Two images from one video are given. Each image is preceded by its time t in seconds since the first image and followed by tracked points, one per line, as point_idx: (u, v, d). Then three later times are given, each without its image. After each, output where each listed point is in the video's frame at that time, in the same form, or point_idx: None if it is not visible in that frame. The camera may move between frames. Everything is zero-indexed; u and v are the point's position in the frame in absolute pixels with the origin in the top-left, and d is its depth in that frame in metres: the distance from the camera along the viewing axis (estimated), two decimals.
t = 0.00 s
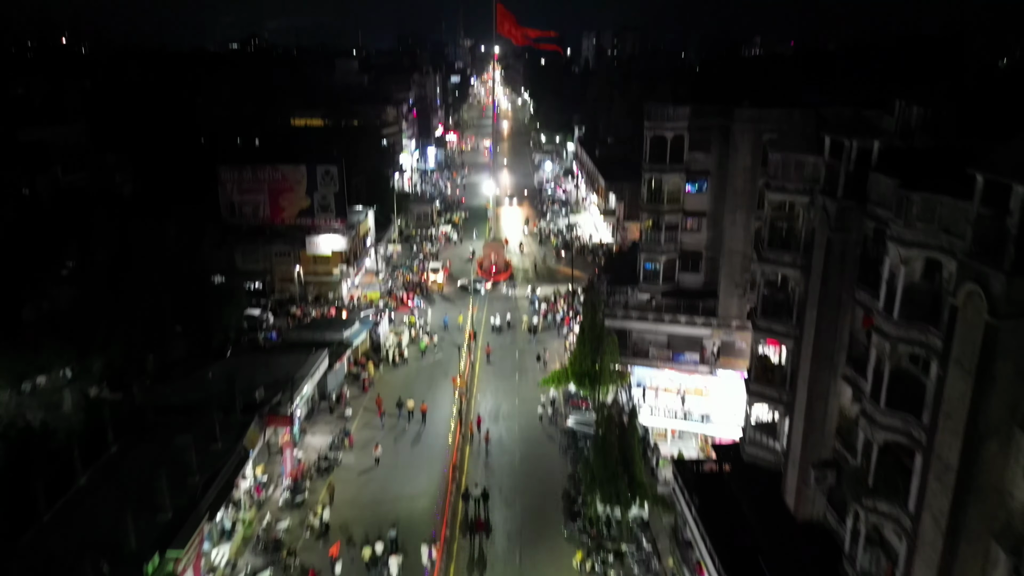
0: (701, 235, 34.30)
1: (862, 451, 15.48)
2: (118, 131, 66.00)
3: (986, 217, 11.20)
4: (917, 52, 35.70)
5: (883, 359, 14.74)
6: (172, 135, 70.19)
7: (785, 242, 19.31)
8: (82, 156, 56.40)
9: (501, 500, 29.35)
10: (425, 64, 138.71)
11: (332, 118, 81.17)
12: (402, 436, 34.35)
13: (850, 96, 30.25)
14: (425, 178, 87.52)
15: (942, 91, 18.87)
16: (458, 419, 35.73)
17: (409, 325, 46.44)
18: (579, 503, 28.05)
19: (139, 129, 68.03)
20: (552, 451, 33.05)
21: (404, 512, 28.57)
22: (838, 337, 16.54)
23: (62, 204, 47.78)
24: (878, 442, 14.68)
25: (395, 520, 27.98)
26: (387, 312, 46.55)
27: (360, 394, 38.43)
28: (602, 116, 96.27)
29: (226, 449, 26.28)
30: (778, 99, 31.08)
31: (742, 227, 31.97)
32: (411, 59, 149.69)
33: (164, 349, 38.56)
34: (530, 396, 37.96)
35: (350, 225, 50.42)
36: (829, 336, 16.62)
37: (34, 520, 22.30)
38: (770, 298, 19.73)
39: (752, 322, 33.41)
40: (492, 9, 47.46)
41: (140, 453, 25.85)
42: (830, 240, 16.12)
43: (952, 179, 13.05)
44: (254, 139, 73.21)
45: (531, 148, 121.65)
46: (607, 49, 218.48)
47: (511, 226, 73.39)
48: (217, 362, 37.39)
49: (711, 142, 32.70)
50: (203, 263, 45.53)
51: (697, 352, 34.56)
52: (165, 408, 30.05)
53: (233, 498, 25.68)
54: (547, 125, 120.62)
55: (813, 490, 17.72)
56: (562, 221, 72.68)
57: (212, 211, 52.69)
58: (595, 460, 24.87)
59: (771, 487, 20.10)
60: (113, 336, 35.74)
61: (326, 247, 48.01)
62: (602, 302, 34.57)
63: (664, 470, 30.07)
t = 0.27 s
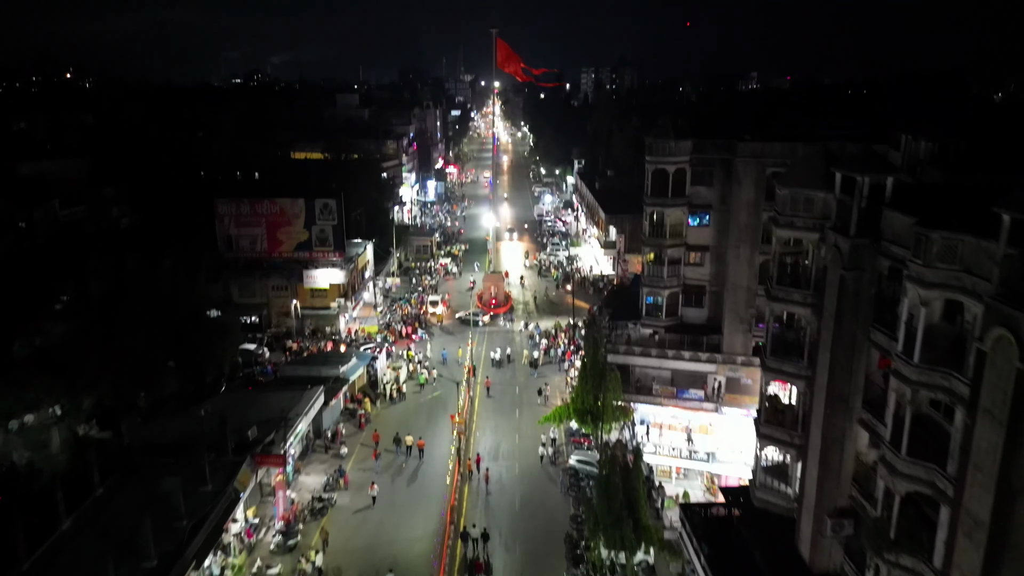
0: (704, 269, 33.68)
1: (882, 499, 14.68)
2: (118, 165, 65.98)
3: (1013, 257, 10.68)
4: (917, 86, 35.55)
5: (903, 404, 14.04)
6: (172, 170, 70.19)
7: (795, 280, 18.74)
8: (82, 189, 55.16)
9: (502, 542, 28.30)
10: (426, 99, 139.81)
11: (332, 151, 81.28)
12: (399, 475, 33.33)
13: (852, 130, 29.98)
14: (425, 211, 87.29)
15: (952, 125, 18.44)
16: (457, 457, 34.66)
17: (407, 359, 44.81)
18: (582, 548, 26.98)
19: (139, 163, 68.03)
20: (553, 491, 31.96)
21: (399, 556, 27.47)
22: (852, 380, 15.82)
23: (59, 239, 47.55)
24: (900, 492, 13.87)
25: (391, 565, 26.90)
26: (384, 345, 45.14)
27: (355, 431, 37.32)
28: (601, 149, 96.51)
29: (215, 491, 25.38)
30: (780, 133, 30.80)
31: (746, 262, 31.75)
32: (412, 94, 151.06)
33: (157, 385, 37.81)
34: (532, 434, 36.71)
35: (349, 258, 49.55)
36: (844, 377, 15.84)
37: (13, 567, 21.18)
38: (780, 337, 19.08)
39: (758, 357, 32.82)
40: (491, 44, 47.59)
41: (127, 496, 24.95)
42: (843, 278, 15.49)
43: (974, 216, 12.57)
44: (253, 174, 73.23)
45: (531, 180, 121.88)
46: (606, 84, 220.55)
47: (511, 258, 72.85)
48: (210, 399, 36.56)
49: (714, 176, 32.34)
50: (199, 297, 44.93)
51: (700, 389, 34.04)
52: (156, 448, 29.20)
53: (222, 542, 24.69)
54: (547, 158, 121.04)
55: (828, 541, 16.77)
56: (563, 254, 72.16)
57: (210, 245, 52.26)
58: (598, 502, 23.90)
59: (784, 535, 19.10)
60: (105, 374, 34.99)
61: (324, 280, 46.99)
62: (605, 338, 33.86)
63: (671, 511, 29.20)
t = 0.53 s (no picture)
0: (708, 277, 33.03)
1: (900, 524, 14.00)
2: (114, 171, 65.34)
3: None
4: (923, 91, 35.02)
5: (926, 425, 13.38)
6: (169, 175, 69.57)
7: (805, 292, 18.12)
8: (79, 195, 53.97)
9: (502, 557, 27.55)
10: (426, 104, 139.42)
11: (331, 156, 80.68)
12: (396, 487, 32.55)
13: (859, 137, 29.41)
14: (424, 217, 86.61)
15: (968, 132, 17.80)
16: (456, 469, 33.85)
17: (406, 367, 43.86)
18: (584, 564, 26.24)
19: (136, 169, 67.39)
20: (554, 505, 31.17)
21: (397, 572, 26.73)
22: (868, 399, 15.15)
23: (54, 247, 47.03)
24: (921, 517, 13.20)
25: None
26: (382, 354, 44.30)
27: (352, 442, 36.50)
28: (602, 154, 95.97)
29: (207, 506, 24.65)
30: (785, 139, 30.18)
31: (751, 271, 31.12)
32: (412, 99, 150.71)
33: (151, 395, 37.12)
34: (532, 445, 35.81)
35: (346, 265, 48.90)
36: (860, 395, 15.18)
37: None
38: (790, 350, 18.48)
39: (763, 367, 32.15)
40: (491, 49, 47.07)
41: (117, 514, 24.15)
42: (858, 291, 14.82)
43: (1000, 229, 12.00)
44: (251, 180, 72.63)
45: (531, 186, 121.28)
46: (606, 90, 220.24)
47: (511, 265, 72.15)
48: (205, 409, 35.86)
49: (718, 183, 31.64)
50: (194, 305, 44.18)
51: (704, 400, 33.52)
52: (148, 462, 28.40)
53: (213, 559, 23.93)
54: (547, 163, 120.50)
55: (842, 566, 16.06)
56: (563, 260, 71.45)
57: (205, 252, 51.54)
58: (601, 517, 23.26)
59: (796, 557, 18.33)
60: (97, 384, 34.21)
61: (322, 288, 46.52)
62: (607, 348, 33.15)
63: (674, 525, 28.53)
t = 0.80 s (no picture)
0: (712, 281, 32.34)
1: (920, 547, 13.36)
2: (110, 173, 64.63)
3: None
4: (932, 92, 34.34)
5: (948, 442, 12.74)
6: (166, 177, 68.87)
7: (817, 301, 17.53)
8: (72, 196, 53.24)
9: (502, 567, 26.89)
10: (426, 104, 138.67)
11: (330, 157, 79.99)
12: (394, 495, 31.84)
13: (867, 139, 28.75)
14: (424, 218, 85.89)
15: (987, 134, 17.11)
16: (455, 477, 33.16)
17: (405, 372, 43.09)
18: None
19: (132, 170, 66.66)
20: (555, 514, 30.50)
21: None
22: (885, 413, 14.49)
23: (49, 250, 46.43)
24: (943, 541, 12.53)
25: None
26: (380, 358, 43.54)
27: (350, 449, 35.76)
28: (602, 155, 95.25)
29: (200, 518, 24.01)
30: (791, 141, 29.48)
31: (756, 275, 30.50)
32: (412, 99, 150.00)
33: (145, 401, 36.51)
34: (533, 452, 35.13)
35: (344, 268, 48.11)
36: (877, 410, 14.52)
37: None
38: (801, 359, 17.84)
39: (769, 373, 31.44)
40: (491, 49, 46.42)
41: (106, 527, 23.47)
42: (875, 301, 14.20)
43: None
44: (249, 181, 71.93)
45: (531, 187, 120.57)
46: (606, 90, 219.86)
47: (511, 267, 71.44)
48: (200, 416, 35.22)
49: (722, 185, 30.88)
50: (189, 309, 43.49)
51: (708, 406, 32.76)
52: (140, 472, 27.72)
53: (206, 572, 23.28)
54: (547, 164, 119.78)
55: None
56: (563, 263, 70.67)
57: (202, 255, 50.84)
58: (603, 530, 22.72)
59: None
60: (89, 391, 33.51)
61: (319, 291, 45.48)
62: (609, 354, 32.51)
63: (679, 536, 28.18)
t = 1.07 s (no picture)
0: (717, 289, 31.62)
1: None
2: (106, 177, 63.94)
3: None
4: (940, 96, 33.72)
5: (975, 464, 12.15)
6: (163, 181, 68.19)
7: (830, 313, 17.15)
8: (68, 201, 52.70)
9: None
10: (426, 109, 138.23)
11: (329, 162, 79.35)
12: (391, 507, 31.11)
13: (876, 144, 28.15)
14: (423, 223, 85.21)
15: (1006, 140, 16.49)
16: (454, 489, 32.39)
17: (403, 381, 42.29)
18: None
19: (129, 175, 65.99)
20: (557, 528, 29.69)
21: None
22: (904, 432, 13.92)
23: (43, 255, 45.72)
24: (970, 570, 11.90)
25: None
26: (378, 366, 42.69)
27: (347, 460, 34.95)
28: (603, 161, 94.68)
29: (191, 534, 23.28)
30: (798, 146, 28.69)
31: (762, 283, 29.86)
32: (411, 104, 149.62)
33: (138, 412, 35.78)
34: (533, 464, 34.40)
35: (342, 274, 47.72)
36: (897, 429, 13.97)
37: None
38: (812, 373, 17.33)
39: (776, 384, 30.80)
40: (491, 53, 45.88)
41: (93, 545, 22.70)
42: (893, 315, 13.71)
43: None
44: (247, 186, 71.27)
45: (531, 192, 119.97)
46: (607, 95, 219.76)
47: (511, 274, 70.75)
48: (194, 426, 34.50)
49: (727, 191, 30.41)
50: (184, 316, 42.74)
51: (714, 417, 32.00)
52: (130, 487, 26.93)
53: None
54: (547, 169, 119.19)
55: None
56: (563, 268, 69.95)
57: (197, 262, 50.12)
58: (607, 550, 21.94)
59: None
60: (80, 401, 32.74)
61: (317, 298, 44.91)
62: (612, 363, 31.75)
63: (684, 552, 27.76)
